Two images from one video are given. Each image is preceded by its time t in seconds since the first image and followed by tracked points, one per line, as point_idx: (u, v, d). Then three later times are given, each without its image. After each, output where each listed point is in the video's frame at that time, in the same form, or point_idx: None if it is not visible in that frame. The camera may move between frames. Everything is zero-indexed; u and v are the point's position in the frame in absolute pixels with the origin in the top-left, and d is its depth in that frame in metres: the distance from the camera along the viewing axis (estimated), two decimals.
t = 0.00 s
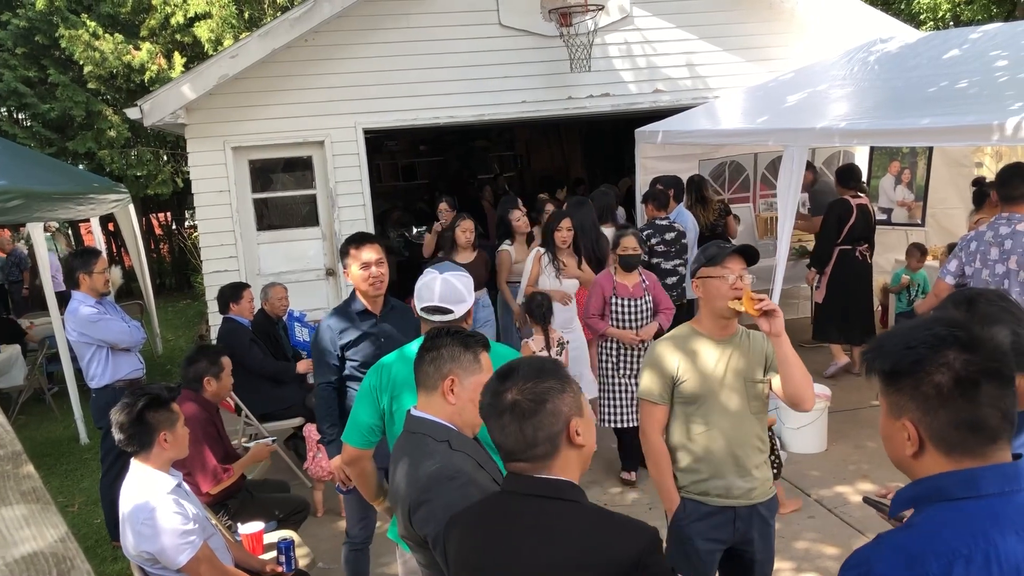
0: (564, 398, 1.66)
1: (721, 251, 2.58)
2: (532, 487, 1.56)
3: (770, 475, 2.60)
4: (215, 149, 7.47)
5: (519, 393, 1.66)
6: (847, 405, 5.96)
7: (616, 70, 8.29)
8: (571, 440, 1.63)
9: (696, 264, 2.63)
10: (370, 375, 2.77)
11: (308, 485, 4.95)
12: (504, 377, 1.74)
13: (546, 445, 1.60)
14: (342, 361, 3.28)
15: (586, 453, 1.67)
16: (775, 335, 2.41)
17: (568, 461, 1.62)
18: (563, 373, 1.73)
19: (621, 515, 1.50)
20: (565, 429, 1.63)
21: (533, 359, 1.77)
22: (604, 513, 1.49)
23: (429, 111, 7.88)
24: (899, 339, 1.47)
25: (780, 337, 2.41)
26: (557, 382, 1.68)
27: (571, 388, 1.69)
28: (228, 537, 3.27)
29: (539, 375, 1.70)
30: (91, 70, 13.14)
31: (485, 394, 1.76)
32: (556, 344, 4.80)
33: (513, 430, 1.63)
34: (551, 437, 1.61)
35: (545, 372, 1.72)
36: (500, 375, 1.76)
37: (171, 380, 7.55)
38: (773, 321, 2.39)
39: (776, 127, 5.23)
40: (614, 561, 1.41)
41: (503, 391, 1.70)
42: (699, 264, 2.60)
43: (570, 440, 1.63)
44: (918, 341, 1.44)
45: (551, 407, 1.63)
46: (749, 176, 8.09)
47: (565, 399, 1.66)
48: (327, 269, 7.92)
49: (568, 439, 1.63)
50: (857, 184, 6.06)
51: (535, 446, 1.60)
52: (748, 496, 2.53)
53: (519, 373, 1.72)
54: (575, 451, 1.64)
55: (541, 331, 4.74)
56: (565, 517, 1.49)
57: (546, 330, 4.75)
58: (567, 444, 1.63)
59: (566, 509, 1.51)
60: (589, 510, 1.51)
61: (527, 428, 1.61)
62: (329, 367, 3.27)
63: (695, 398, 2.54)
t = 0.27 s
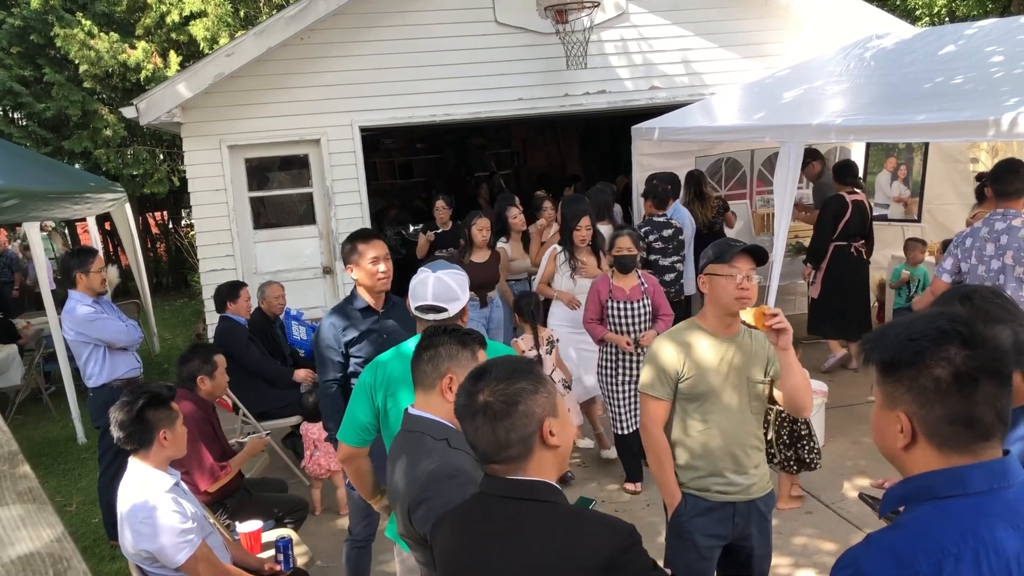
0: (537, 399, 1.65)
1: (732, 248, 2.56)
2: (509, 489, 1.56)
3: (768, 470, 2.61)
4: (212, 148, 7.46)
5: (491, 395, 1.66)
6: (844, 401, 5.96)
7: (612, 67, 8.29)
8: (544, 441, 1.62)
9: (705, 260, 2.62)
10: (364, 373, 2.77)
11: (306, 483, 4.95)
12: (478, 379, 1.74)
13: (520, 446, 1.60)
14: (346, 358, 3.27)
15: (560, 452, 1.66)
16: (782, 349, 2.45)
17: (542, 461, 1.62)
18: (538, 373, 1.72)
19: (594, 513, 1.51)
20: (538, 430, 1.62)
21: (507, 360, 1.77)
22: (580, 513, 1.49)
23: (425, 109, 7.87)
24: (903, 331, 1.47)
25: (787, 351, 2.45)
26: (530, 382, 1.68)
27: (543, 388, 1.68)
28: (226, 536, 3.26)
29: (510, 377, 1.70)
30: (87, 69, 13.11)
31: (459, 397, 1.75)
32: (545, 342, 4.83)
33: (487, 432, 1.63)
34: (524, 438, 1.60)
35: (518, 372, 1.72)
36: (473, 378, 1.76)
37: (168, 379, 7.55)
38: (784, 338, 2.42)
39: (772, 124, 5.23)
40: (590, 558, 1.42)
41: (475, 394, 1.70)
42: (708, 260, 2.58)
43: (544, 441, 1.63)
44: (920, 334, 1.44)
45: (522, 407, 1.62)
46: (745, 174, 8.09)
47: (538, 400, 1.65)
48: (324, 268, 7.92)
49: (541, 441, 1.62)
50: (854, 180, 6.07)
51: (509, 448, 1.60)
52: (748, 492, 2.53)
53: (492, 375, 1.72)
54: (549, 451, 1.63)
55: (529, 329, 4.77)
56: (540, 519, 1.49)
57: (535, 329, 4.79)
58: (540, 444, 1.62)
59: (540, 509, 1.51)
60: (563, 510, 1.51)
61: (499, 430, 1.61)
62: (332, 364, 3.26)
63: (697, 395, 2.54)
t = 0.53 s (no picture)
0: (532, 395, 1.65)
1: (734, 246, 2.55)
2: (503, 486, 1.56)
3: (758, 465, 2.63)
4: (207, 142, 7.44)
5: (485, 393, 1.67)
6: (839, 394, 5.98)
7: (608, 60, 8.27)
8: (540, 438, 1.63)
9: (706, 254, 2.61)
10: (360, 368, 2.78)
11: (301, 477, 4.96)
12: (473, 376, 1.74)
13: (515, 443, 1.60)
14: (350, 353, 3.32)
15: (558, 447, 1.67)
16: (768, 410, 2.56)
17: (539, 459, 1.63)
18: (533, 368, 1.72)
19: (593, 514, 1.50)
20: (533, 426, 1.63)
21: (506, 355, 1.77)
22: (575, 513, 1.49)
23: (420, 103, 7.85)
24: (908, 321, 1.46)
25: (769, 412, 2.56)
26: (524, 378, 1.67)
27: (539, 384, 1.68)
28: (224, 531, 3.27)
29: (505, 373, 1.70)
30: (81, 63, 13.06)
31: (455, 394, 1.76)
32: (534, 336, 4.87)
33: (482, 430, 1.64)
34: (518, 436, 1.60)
35: (513, 368, 1.71)
36: (468, 375, 1.77)
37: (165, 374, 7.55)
38: (772, 424, 2.50)
39: (768, 117, 5.22)
40: (582, 559, 1.42)
41: (470, 391, 1.70)
42: (708, 253, 2.58)
43: (540, 437, 1.63)
44: (925, 325, 1.43)
45: (516, 405, 1.62)
46: (741, 167, 8.11)
47: (533, 397, 1.64)
48: (320, 262, 7.91)
49: (536, 437, 1.63)
50: (850, 172, 6.05)
51: (504, 445, 1.60)
52: (734, 487, 2.55)
53: (489, 369, 1.72)
54: (546, 448, 1.64)
55: (519, 320, 4.79)
56: (533, 519, 1.49)
57: (524, 321, 4.81)
58: (536, 441, 1.62)
59: (533, 507, 1.52)
60: (559, 508, 1.51)
61: (494, 427, 1.62)
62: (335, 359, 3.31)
63: (688, 390, 2.54)
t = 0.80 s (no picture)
0: (557, 384, 1.67)
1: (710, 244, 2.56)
2: (520, 472, 1.59)
3: (739, 464, 2.64)
4: (199, 134, 7.41)
5: (509, 379, 1.70)
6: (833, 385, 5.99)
7: (602, 52, 8.25)
8: (562, 428, 1.65)
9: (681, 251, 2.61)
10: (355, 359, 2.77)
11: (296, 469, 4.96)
12: (498, 361, 1.77)
13: (535, 431, 1.62)
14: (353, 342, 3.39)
15: (579, 439, 1.69)
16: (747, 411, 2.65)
17: (560, 448, 1.65)
18: (560, 356, 1.75)
19: (609, 507, 1.48)
20: (556, 415, 1.64)
21: (535, 344, 1.79)
22: (590, 501, 1.49)
23: (415, 94, 7.83)
24: (932, 305, 1.43)
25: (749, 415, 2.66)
26: (550, 366, 1.70)
27: (566, 373, 1.70)
28: (218, 524, 3.25)
29: (529, 361, 1.72)
30: (73, 54, 12.99)
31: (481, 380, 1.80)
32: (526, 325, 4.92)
33: (504, 414, 1.66)
34: (539, 424, 1.62)
35: (539, 355, 1.74)
36: (493, 361, 1.80)
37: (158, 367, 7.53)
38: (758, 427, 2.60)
39: (763, 108, 5.21)
40: (589, 551, 1.39)
41: (494, 376, 1.74)
42: (684, 251, 2.58)
43: (561, 427, 1.65)
44: (952, 309, 1.40)
45: (540, 393, 1.65)
46: (736, 159, 8.10)
47: (557, 386, 1.67)
48: (314, 254, 7.90)
49: (558, 427, 1.65)
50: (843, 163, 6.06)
51: (525, 432, 1.63)
52: (715, 488, 2.57)
53: (516, 355, 1.75)
54: (567, 438, 1.65)
55: (513, 311, 4.85)
56: (548, 503, 1.50)
57: (517, 310, 4.88)
58: (558, 431, 1.64)
59: (549, 494, 1.53)
60: (575, 496, 1.52)
61: (517, 414, 1.64)
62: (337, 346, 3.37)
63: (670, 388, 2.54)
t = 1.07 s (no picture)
0: (572, 375, 1.67)
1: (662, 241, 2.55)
2: (534, 460, 1.58)
3: (714, 455, 2.68)
4: (190, 123, 7.38)
5: (523, 369, 1.70)
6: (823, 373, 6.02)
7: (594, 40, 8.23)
8: (576, 420, 1.64)
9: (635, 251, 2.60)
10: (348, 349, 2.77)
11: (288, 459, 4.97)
12: (514, 351, 1.78)
13: (548, 423, 1.62)
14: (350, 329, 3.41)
15: (591, 430, 1.69)
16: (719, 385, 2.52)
17: (574, 440, 1.64)
18: (574, 346, 1.75)
19: (620, 494, 1.49)
20: (570, 408, 1.64)
21: (550, 334, 1.80)
22: (608, 488, 1.50)
23: (406, 83, 7.81)
24: (953, 285, 1.43)
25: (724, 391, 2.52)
26: (564, 357, 1.70)
27: (580, 365, 1.70)
28: (211, 514, 3.24)
29: (544, 352, 1.72)
30: (61, 43, 12.88)
31: (495, 369, 1.80)
32: (511, 314, 4.91)
33: (520, 404, 1.67)
34: (554, 416, 1.62)
35: (554, 347, 1.74)
36: (508, 350, 1.80)
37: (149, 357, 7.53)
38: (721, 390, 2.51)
39: (754, 97, 5.21)
40: (607, 538, 1.41)
41: (509, 367, 1.74)
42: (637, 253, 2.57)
43: (576, 420, 1.65)
44: (973, 292, 1.40)
45: (555, 385, 1.65)
46: (728, 148, 8.10)
47: (571, 377, 1.67)
48: (306, 244, 7.89)
49: (573, 419, 1.64)
50: (834, 153, 6.13)
51: (539, 422, 1.62)
52: (693, 479, 2.61)
53: (531, 345, 1.76)
54: (581, 430, 1.65)
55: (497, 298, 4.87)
56: (567, 492, 1.50)
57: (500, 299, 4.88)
58: (572, 423, 1.64)
59: (567, 482, 1.52)
60: (590, 483, 1.52)
61: (531, 405, 1.64)
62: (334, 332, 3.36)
63: (638, 384, 2.58)
